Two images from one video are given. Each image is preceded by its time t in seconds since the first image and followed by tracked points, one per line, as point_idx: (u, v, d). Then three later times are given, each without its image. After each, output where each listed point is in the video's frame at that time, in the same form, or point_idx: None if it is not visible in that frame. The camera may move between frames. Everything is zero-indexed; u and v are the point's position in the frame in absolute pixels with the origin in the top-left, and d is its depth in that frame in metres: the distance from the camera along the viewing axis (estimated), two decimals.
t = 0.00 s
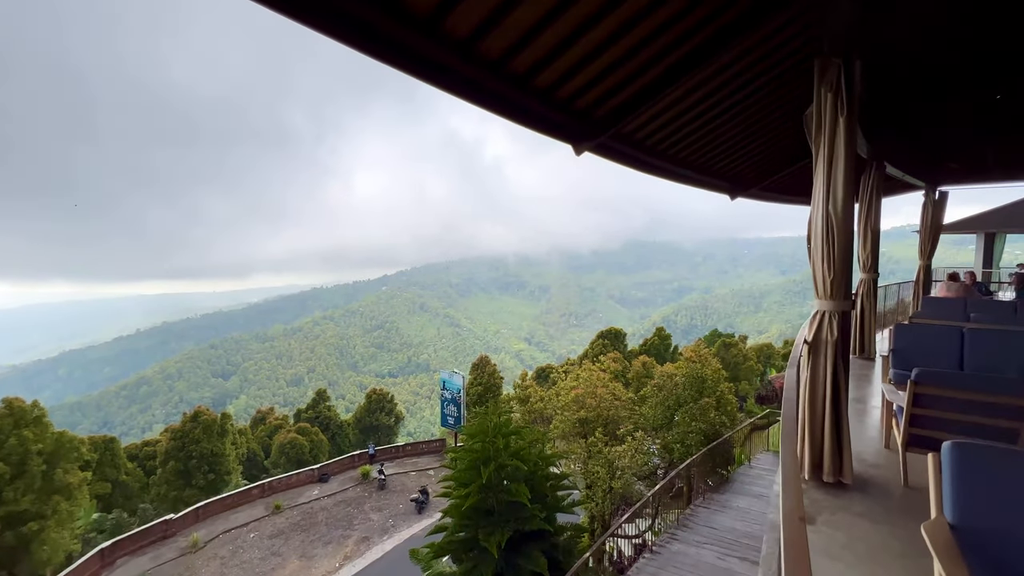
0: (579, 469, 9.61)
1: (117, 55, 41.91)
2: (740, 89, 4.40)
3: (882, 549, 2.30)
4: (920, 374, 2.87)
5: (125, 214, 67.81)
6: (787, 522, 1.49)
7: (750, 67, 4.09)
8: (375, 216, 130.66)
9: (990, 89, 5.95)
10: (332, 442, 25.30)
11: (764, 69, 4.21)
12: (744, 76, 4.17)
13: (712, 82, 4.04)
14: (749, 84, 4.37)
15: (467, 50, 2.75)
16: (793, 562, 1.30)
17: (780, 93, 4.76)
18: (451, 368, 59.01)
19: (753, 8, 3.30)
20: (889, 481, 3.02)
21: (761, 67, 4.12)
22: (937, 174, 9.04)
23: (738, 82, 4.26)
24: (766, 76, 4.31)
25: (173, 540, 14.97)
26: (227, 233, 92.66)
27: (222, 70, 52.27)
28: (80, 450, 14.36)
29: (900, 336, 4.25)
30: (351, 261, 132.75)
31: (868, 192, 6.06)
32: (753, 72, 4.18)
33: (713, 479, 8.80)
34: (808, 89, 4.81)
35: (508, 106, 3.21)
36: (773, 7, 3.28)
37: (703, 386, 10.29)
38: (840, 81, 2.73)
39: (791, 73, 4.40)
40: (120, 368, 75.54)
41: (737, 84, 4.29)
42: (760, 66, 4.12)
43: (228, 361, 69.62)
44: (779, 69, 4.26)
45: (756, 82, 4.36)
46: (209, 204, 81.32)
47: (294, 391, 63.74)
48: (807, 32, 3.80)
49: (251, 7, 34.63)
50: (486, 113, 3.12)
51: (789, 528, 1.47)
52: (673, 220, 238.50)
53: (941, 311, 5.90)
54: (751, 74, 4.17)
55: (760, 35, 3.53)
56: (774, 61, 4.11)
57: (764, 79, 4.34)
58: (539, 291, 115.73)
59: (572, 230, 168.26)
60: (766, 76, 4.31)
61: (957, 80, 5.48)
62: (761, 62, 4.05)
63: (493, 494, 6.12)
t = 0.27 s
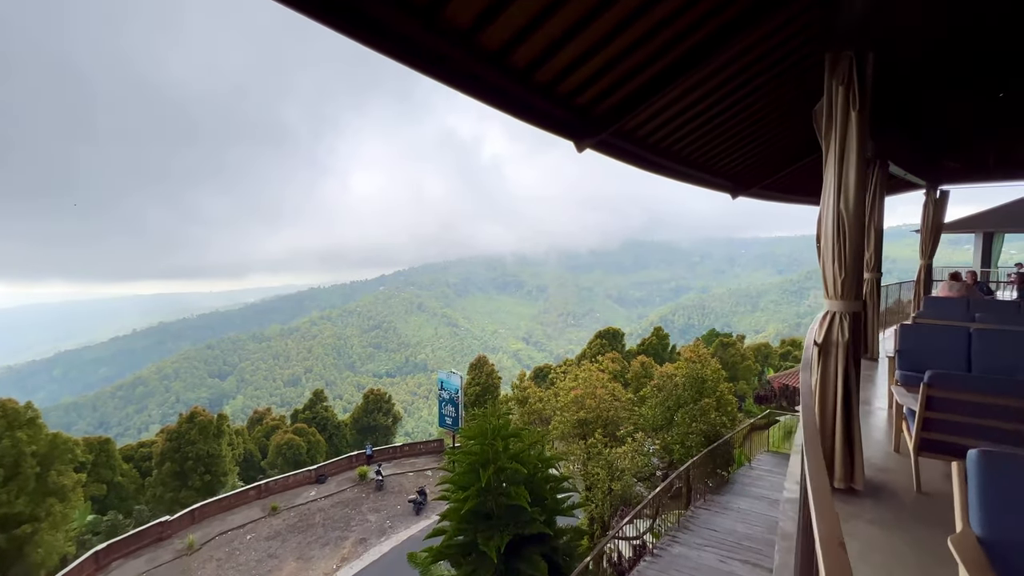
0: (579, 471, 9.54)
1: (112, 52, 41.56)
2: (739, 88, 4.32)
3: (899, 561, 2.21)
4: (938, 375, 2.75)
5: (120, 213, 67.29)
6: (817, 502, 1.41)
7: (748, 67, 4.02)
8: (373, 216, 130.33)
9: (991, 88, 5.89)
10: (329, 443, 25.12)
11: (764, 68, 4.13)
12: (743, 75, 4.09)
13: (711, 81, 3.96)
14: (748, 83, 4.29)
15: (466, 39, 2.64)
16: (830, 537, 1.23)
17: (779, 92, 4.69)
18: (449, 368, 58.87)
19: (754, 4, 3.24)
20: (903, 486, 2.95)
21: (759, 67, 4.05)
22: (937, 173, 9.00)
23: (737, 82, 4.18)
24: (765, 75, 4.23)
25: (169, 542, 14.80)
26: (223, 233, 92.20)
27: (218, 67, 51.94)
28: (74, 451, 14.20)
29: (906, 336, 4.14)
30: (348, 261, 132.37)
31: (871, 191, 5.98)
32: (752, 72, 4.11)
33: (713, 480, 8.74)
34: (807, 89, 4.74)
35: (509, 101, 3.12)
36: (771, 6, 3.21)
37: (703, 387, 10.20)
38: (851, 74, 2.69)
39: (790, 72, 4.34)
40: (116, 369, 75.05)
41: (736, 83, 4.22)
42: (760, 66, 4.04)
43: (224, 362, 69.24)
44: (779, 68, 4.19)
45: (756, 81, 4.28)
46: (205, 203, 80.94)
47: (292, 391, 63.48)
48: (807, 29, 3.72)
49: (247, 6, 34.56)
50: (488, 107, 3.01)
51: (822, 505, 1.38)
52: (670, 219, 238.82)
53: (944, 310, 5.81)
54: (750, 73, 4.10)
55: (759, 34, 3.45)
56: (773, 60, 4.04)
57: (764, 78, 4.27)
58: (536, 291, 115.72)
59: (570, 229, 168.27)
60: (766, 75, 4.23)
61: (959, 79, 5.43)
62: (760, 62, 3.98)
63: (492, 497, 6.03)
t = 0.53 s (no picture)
0: (579, 472, 9.47)
1: (109, 49, 41.22)
2: (741, 85, 4.23)
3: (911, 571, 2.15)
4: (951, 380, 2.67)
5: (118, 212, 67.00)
6: (838, 484, 1.34)
7: (749, 65, 3.93)
8: (371, 215, 130.05)
9: (994, 88, 5.80)
10: (327, 443, 25.05)
11: (765, 66, 4.04)
12: (743, 74, 4.01)
13: (710, 79, 3.87)
14: (749, 82, 4.21)
15: (464, 29, 2.55)
16: (849, 516, 1.19)
17: (781, 91, 4.60)
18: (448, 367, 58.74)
19: None
20: (913, 493, 2.88)
21: (760, 65, 3.97)
22: (939, 171, 8.94)
23: (738, 80, 4.11)
24: (766, 74, 4.15)
25: (166, 543, 14.71)
26: (221, 233, 91.91)
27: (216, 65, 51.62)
28: (70, 452, 14.06)
29: (912, 336, 4.05)
30: (346, 260, 132.10)
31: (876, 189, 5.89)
32: (752, 71, 4.03)
33: (714, 481, 8.67)
34: (809, 88, 4.65)
35: (511, 96, 3.04)
36: (770, 5, 3.14)
37: (704, 387, 10.12)
38: (864, 66, 2.63)
39: (791, 70, 4.26)
40: (113, 368, 74.80)
41: (735, 82, 4.14)
42: (761, 64, 3.96)
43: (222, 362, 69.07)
44: (781, 66, 4.11)
45: (757, 79, 4.19)
46: (203, 202, 80.61)
47: (290, 391, 63.33)
48: (809, 27, 3.64)
49: (244, 5, 34.43)
50: (487, 101, 2.94)
51: (842, 488, 1.33)
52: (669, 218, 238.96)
53: (948, 310, 5.73)
54: (750, 72, 4.02)
55: (758, 34, 3.38)
56: (773, 59, 3.95)
57: (765, 76, 4.18)
58: (535, 291, 115.71)
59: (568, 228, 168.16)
60: (767, 73, 4.14)
61: (962, 78, 5.35)
62: (760, 60, 3.90)
63: (491, 499, 5.97)
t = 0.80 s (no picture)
0: (580, 471, 9.42)
1: (108, 47, 41.11)
2: (741, 85, 4.20)
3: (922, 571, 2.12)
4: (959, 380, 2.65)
5: (117, 211, 66.92)
6: (854, 485, 1.32)
7: (749, 64, 3.88)
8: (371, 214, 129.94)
9: (996, 85, 5.76)
10: (327, 442, 25.04)
11: (766, 64, 3.99)
12: (744, 72, 3.95)
13: (711, 78, 3.83)
14: (748, 81, 4.18)
15: (467, 25, 2.52)
16: (870, 511, 1.18)
17: (781, 91, 4.56)
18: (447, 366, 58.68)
19: None
20: (921, 493, 2.86)
21: (762, 64, 3.92)
22: (942, 169, 8.89)
23: (738, 79, 4.07)
24: (768, 72, 4.10)
25: (166, 542, 14.69)
26: (221, 232, 91.80)
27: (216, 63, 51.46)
28: (70, 451, 14.01)
29: (916, 336, 3.97)
30: (346, 259, 132.04)
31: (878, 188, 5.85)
32: (753, 69, 3.98)
33: (715, 480, 8.66)
34: (810, 86, 4.60)
35: (514, 90, 3.01)
36: (772, 3, 3.09)
37: (705, 386, 10.09)
38: (871, 61, 2.67)
39: (792, 69, 4.21)
40: (113, 367, 74.74)
41: (737, 81, 4.10)
42: (763, 62, 3.92)
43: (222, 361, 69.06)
44: (782, 65, 4.06)
45: (757, 79, 4.16)
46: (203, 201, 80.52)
47: (290, 390, 63.28)
48: (816, 24, 3.60)
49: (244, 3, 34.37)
50: (491, 97, 2.92)
51: (862, 486, 1.32)
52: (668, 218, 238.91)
53: (952, 308, 5.70)
54: (751, 70, 3.97)
55: (761, 31, 3.32)
56: (775, 57, 3.91)
57: (765, 74, 4.13)
58: (535, 290, 115.70)
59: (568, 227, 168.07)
60: (768, 72, 4.10)
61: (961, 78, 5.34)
62: (763, 59, 3.84)
63: (492, 500, 5.94)
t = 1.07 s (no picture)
0: (582, 470, 9.39)
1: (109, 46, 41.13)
2: (741, 85, 4.17)
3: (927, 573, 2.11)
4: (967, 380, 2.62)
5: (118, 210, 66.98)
6: (863, 487, 1.30)
7: (751, 62, 3.83)
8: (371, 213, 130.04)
9: (1000, 84, 5.73)
10: (328, 441, 25.06)
11: (766, 64, 3.96)
12: (745, 71, 3.91)
13: (714, 76, 3.79)
14: (748, 81, 4.15)
15: (470, 21, 2.50)
16: (883, 514, 1.16)
17: (782, 90, 4.51)
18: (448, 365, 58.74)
19: None
20: (926, 493, 2.84)
21: (762, 63, 3.88)
22: (946, 168, 8.84)
23: (739, 79, 4.03)
24: (769, 71, 4.06)
25: (168, 540, 14.73)
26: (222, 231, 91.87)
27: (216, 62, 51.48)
28: (72, 450, 14.03)
29: (919, 335, 3.94)
30: (347, 258, 132.17)
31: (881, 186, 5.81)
32: (755, 68, 3.94)
33: (717, 480, 8.64)
34: (811, 86, 4.57)
35: (516, 89, 3.00)
36: None
37: (706, 385, 10.07)
38: (878, 59, 2.67)
39: (793, 69, 4.18)
40: (115, 366, 74.91)
41: (737, 81, 4.07)
42: (764, 61, 3.88)
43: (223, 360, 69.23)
44: (783, 64, 4.02)
45: (758, 78, 4.12)
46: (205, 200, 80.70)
47: (291, 388, 63.38)
48: (821, 21, 3.57)
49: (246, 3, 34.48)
50: (494, 96, 2.90)
51: (869, 485, 1.31)
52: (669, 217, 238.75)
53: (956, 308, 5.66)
54: (752, 69, 3.93)
55: (763, 30, 3.27)
56: (777, 57, 3.87)
57: (766, 74, 4.09)
58: (536, 289, 115.80)
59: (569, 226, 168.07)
60: (767, 72, 4.07)
61: (965, 76, 5.29)
62: (764, 58, 3.80)
63: (494, 499, 5.94)
